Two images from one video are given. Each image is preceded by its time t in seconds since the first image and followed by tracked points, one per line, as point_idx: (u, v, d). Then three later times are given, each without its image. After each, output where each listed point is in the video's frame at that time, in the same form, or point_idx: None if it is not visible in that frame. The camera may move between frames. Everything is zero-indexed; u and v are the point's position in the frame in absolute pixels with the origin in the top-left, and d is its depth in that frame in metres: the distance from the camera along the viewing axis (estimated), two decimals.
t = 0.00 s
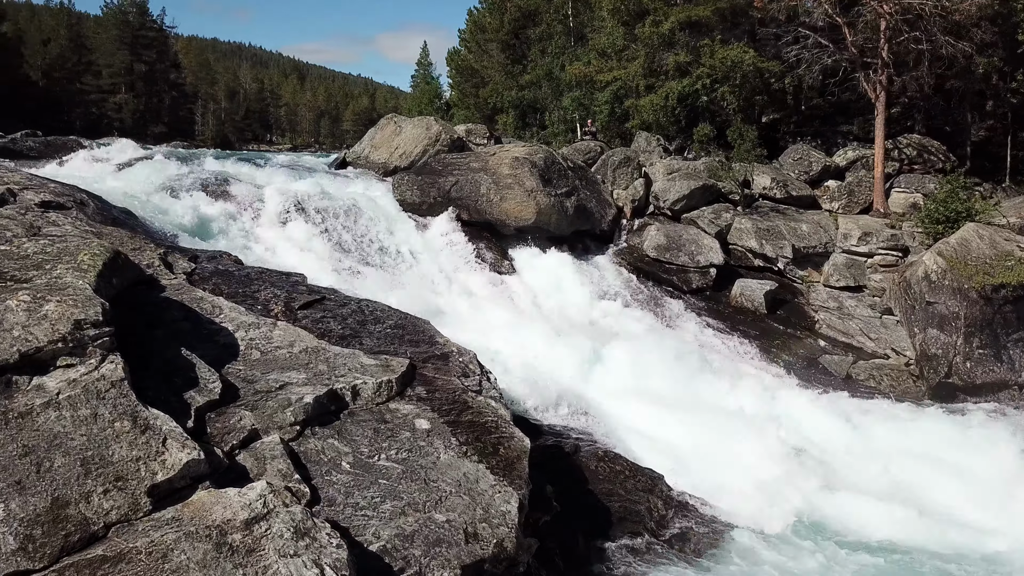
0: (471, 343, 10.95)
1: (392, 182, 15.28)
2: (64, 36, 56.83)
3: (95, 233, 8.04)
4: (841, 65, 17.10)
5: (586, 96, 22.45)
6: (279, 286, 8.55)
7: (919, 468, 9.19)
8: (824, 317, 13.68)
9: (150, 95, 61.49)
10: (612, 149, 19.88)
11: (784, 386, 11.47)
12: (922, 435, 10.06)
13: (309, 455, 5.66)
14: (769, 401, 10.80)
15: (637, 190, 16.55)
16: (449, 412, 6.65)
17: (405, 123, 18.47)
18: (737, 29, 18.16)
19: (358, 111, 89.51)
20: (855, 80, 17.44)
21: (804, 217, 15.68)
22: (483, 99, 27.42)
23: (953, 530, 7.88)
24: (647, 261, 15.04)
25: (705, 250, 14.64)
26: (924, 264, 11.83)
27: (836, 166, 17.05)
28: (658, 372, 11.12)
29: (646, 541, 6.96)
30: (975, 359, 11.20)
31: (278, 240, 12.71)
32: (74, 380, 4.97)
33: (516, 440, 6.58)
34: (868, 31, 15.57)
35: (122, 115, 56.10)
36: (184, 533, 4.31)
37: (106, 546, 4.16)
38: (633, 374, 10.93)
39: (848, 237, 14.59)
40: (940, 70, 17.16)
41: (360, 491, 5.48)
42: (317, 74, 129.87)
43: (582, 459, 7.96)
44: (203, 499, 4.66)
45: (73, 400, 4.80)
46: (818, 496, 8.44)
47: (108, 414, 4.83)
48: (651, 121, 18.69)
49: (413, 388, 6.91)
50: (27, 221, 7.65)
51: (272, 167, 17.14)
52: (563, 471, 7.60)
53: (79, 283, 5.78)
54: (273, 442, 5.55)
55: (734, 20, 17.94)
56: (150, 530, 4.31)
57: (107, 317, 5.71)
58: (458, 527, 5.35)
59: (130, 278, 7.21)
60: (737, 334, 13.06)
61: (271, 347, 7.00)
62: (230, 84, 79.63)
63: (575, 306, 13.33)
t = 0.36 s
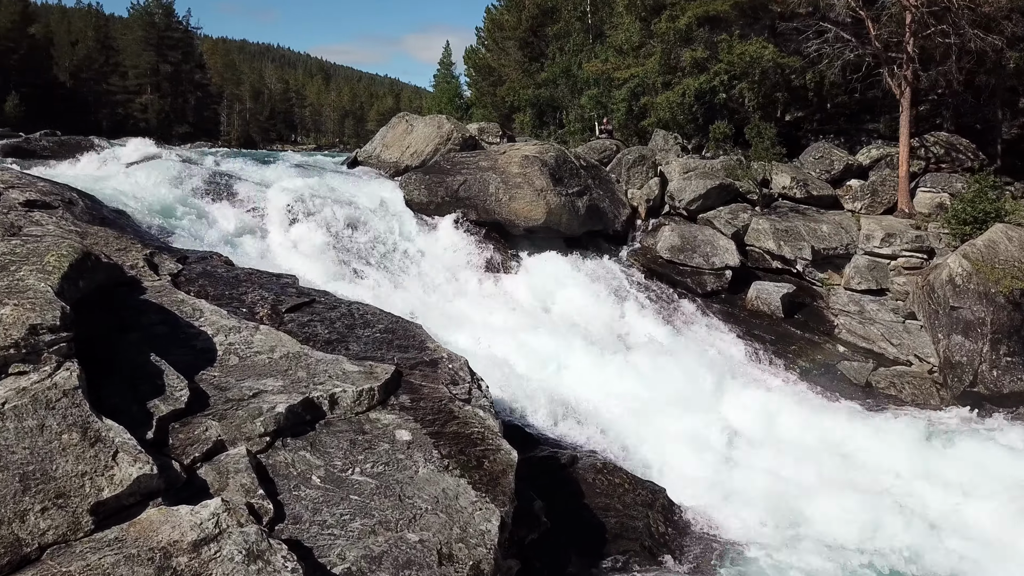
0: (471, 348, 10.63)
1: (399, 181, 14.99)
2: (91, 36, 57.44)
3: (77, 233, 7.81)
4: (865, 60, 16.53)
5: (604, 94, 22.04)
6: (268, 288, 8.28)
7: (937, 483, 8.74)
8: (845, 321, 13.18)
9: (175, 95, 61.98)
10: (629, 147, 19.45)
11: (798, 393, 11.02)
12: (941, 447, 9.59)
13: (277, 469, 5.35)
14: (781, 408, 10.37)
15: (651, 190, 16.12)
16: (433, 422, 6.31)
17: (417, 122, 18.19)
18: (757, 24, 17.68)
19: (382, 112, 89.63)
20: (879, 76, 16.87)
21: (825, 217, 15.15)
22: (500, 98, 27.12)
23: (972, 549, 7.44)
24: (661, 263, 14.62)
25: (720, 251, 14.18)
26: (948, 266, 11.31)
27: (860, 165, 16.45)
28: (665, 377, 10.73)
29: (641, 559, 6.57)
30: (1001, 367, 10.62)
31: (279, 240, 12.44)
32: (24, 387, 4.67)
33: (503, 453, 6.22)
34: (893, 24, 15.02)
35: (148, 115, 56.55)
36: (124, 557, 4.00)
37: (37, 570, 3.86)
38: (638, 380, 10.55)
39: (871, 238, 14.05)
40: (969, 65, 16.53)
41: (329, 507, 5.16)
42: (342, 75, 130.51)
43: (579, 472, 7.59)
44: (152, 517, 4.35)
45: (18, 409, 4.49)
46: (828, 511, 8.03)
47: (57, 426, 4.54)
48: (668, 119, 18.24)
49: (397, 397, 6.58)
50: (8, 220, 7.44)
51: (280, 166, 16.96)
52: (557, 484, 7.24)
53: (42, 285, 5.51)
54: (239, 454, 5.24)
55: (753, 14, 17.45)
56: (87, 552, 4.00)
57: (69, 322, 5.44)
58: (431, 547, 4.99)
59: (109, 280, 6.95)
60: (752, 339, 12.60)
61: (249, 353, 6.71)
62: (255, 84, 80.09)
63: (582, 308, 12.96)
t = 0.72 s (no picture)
0: (467, 351, 10.30)
1: (403, 180, 14.70)
2: (114, 38, 57.90)
3: (55, 232, 7.59)
4: (885, 55, 16.00)
5: (618, 92, 21.63)
6: (252, 289, 8.01)
7: (950, 502, 8.31)
8: (861, 324, 12.71)
9: (196, 96, 62.35)
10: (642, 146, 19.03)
11: (806, 403, 10.60)
12: (954, 465, 9.16)
13: (238, 482, 5.05)
14: (787, 420, 9.96)
15: (662, 189, 15.71)
16: (410, 433, 5.98)
17: (425, 120, 17.91)
18: (773, 18, 17.20)
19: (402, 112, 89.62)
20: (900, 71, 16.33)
21: (841, 217, 14.65)
22: (514, 97, 26.79)
23: (988, 571, 7.02)
24: (671, 264, 14.20)
25: (732, 252, 13.73)
26: (969, 268, 10.83)
27: (879, 164, 15.80)
28: (667, 385, 10.35)
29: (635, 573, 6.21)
30: None
31: (276, 241, 12.17)
32: None
33: (483, 466, 5.87)
34: (913, 17, 14.49)
35: (168, 116, 56.90)
36: None
37: None
38: (638, 387, 10.18)
39: (890, 239, 13.44)
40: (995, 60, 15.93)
41: (289, 525, 4.83)
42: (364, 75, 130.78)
43: (571, 484, 7.23)
44: (89, 537, 4.06)
45: None
46: (834, 528, 7.62)
47: None
48: (681, 116, 17.81)
49: (375, 406, 6.26)
50: None
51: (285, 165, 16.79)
52: (546, 497, 6.90)
53: None
54: (196, 467, 4.95)
55: (769, 9, 16.98)
56: None
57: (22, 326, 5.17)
58: (395, 567, 4.64)
59: (81, 282, 6.71)
60: (763, 344, 12.16)
61: (223, 358, 6.43)
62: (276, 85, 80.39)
63: (586, 311, 12.59)
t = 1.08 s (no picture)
0: (464, 356, 10.01)
1: (406, 178, 14.42)
2: (135, 38, 58.29)
3: (32, 232, 7.37)
4: (905, 49, 15.50)
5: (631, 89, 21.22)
6: (235, 290, 7.75)
7: (950, 514, 7.95)
8: (877, 329, 12.25)
9: (216, 96, 62.64)
10: (654, 144, 18.62)
11: (817, 409, 10.18)
12: (973, 474, 8.71)
13: (194, 497, 4.77)
14: (796, 426, 9.55)
15: (674, 188, 15.31)
16: (385, 444, 5.68)
17: (432, 119, 17.63)
18: (789, 12, 16.74)
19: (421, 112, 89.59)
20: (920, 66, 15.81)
21: (859, 217, 14.16)
22: (527, 94, 26.45)
23: None
24: (680, 265, 13.80)
25: (743, 253, 13.28)
26: (989, 271, 10.36)
27: (898, 163, 15.18)
28: (668, 389, 10.02)
29: None
30: None
31: (274, 243, 11.93)
32: None
33: (461, 480, 5.55)
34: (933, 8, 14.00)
35: (188, 116, 57.23)
36: None
37: None
38: (640, 393, 9.83)
39: (909, 240, 12.90)
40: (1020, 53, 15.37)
41: (245, 543, 4.53)
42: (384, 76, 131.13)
43: (562, 496, 6.88)
44: (18, 559, 3.78)
45: None
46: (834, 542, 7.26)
47: None
48: (694, 114, 17.38)
49: (351, 414, 5.97)
50: None
51: (290, 163, 16.60)
52: (532, 510, 6.56)
53: None
54: (148, 480, 4.66)
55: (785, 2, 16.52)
56: None
57: None
58: None
59: (53, 284, 6.48)
60: (774, 348, 11.74)
61: (193, 362, 6.15)
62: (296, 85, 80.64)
63: (590, 313, 12.25)
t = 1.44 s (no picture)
0: (458, 358, 9.74)
1: (411, 177, 14.15)
2: (157, 39, 58.72)
3: (10, 231, 7.17)
4: (926, 43, 15.00)
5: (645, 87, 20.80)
6: (217, 293, 7.50)
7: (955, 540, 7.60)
8: (894, 333, 11.78)
9: (237, 96, 62.91)
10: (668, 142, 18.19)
11: (825, 417, 9.76)
12: (988, 489, 8.26)
13: (146, 513, 4.50)
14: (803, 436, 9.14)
15: (686, 187, 14.90)
16: (357, 456, 5.38)
17: (441, 117, 17.34)
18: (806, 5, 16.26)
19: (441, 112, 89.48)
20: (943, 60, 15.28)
21: (877, 217, 13.66)
22: (542, 93, 26.09)
23: None
24: (691, 267, 13.39)
25: (756, 255, 12.87)
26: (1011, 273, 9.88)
27: (918, 163, 14.73)
28: (668, 393, 9.68)
29: None
30: None
31: (272, 242, 11.72)
32: None
33: (436, 496, 5.23)
34: None
35: (208, 116, 57.53)
36: None
37: None
38: (640, 400, 9.45)
39: (929, 241, 12.41)
40: None
41: (195, 564, 4.24)
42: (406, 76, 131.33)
43: (551, 511, 6.53)
44: None
45: None
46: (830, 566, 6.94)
47: None
48: (708, 111, 16.94)
49: (324, 424, 5.67)
50: None
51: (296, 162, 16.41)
52: (519, 528, 6.23)
53: None
54: (96, 496, 4.41)
55: None
56: None
57: None
58: None
59: (23, 286, 6.26)
60: (786, 353, 11.31)
61: (163, 368, 5.90)
62: (317, 85, 80.85)
63: (593, 313, 11.88)
